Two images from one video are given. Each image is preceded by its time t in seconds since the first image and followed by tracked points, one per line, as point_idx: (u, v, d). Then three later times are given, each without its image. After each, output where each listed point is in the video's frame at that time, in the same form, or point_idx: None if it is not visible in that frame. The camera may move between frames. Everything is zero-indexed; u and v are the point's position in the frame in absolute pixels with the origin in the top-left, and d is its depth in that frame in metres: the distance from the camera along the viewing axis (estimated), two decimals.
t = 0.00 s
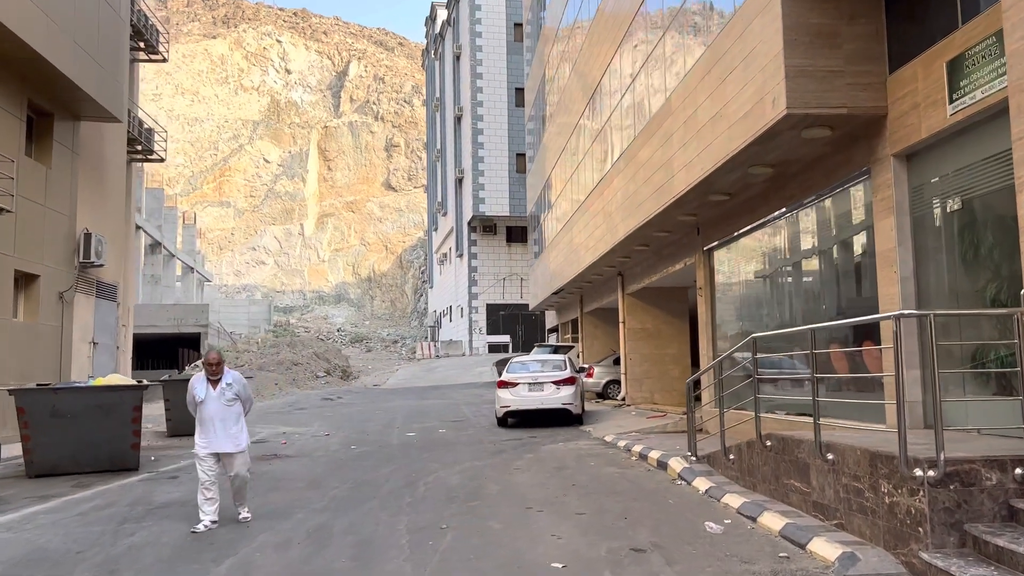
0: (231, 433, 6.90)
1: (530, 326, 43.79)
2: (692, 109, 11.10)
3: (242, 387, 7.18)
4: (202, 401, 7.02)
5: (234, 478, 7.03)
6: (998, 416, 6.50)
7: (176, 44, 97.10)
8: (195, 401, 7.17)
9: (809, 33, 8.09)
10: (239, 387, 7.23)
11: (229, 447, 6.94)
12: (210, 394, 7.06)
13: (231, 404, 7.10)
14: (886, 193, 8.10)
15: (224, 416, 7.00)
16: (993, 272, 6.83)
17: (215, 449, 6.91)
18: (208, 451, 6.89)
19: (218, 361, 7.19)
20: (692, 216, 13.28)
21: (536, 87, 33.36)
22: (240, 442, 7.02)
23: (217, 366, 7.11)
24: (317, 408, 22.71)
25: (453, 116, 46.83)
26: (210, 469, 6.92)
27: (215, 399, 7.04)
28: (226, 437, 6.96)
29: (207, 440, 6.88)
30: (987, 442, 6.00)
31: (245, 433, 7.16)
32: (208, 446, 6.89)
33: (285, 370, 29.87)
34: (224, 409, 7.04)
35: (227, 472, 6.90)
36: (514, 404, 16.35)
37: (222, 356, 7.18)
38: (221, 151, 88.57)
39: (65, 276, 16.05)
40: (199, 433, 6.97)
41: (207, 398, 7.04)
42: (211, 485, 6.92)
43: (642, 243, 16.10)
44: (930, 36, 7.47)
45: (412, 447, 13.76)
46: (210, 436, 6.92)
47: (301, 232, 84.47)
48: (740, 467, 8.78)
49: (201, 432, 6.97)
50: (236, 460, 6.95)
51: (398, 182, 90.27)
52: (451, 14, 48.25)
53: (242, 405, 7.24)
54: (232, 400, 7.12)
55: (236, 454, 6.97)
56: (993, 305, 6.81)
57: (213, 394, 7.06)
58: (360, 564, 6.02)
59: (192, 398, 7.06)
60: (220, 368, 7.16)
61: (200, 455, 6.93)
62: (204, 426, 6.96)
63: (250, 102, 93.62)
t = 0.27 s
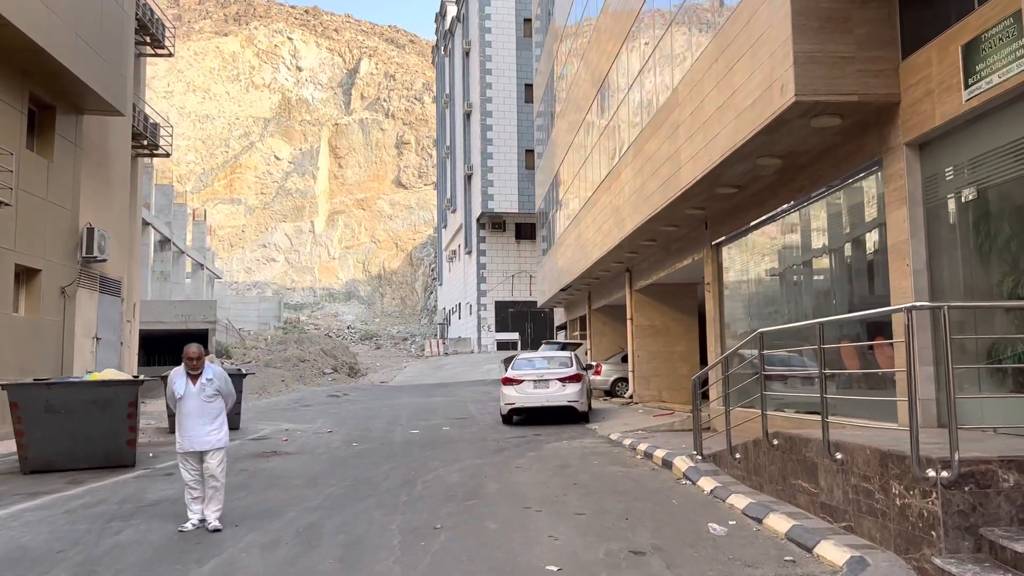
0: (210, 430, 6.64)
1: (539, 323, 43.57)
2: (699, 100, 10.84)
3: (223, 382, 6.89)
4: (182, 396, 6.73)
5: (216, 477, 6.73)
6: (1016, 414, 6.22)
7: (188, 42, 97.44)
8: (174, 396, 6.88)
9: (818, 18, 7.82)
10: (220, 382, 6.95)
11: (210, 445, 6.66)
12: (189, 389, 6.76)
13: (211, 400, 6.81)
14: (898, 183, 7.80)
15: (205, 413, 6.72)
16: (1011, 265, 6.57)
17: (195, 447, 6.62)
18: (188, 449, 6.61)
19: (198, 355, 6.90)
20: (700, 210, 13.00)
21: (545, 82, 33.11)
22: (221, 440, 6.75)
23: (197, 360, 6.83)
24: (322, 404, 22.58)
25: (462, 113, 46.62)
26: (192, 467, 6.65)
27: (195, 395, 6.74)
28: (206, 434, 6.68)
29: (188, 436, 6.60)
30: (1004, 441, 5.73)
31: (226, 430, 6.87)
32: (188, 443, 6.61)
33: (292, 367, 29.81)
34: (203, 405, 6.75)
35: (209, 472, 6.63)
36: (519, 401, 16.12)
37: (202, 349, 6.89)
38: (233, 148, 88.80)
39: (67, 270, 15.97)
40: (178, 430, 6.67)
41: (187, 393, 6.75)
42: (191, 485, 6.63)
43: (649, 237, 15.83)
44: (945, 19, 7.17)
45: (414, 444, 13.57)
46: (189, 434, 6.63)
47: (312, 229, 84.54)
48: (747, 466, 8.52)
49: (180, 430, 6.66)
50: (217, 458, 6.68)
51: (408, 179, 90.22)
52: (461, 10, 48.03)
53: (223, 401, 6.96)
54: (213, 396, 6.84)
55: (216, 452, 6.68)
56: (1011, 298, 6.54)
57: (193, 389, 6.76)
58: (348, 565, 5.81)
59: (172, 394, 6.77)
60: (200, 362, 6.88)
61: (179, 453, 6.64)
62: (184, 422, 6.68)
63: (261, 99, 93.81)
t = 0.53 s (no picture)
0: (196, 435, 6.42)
1: (545, 323, 43.42)
2: (704, 96, 10.65)
3: (210, 386, 6.66)
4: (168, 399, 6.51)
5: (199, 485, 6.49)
6: None
7: (196, 42, 97.68)
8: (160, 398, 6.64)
9: (825, 10, 7.62)
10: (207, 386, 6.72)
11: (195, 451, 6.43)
12: (176, 392, 6.55)
13: (198, 404, 6.58)
14: (907, 180, 7.59)
15: (192, 417, 6.49)
16: None
17: (178, 452, 6.39)
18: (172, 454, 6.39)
19: (186, 357, 6.67)
20: (706, 208, 12.80)
21: (551, 80, 32.94)
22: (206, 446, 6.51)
23: (185, 362, 6.60)
24: (326, 405, 22.47)
25: (469, 112, 46.46)
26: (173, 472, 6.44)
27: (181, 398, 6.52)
28: (192, 440, 6.45)
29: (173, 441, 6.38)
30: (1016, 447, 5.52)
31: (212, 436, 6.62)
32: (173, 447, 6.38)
33: (297, 367, 29.74)
34: (189, 410, 6.53)
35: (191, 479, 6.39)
36: (523, 402, 15.95)
37: (191, 351, 6.66)
38: (240, 148, 88.97)
39: (68, 270, 15.89)
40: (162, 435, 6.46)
41: (174, 396, 6.53)
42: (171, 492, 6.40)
43: (654, 236, 15.63)
44: (956, 10, 6.95)
45: (415, 446, 13.43)
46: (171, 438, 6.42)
47: (319, 229, 84.54)
48: (751, 469, 8.35)
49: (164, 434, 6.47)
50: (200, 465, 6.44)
51: (415, 179, 90.18)
52: (467, 9, 47.91)
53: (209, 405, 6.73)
54: (200, 400, 6.61)
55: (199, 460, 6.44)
56: None
57: (179, 392, 6.55)
58: (338, 572, 5.65)
59: (159, 396, 6.53)
60: (188, 365, 6.65)
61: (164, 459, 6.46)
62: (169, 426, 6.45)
63: (269, 99, 93.97)
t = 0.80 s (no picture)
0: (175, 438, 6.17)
1: (553, 321, 43.19)
2: (707, 88, 10.40)
3: (193, 386, 6.41)
4: (147, 397, 6.26)
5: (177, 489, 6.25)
6: None
7: (206, 41, 97.95)
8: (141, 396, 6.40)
9: None
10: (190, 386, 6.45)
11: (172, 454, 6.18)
12: (156, 390, 6.29)
13: (179, 404, 6.32)
14: (916, 171, 7.31)
15: (171, 418, 6.24)
16: None
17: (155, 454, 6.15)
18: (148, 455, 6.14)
19: (168, 354, 6.41)
20: (710, 203, 12.55)
21: (558, 77, 32.70)
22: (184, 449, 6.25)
23: (167, 359, 6.34)
24: (330, 403, 22.34)
25: (477, 110, 46.29)
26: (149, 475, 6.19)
27: (161, 397, 6.27)
28: (169, 441, 6.19)
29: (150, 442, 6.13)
30: None
31: (194, 437, 6.38)
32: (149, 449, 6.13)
33: (302, 365, 29.65)
34: (169, 409, 6.27)
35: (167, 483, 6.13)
36: (526, 401, 15.74)
37: (174, 348, 6.39)
38: (250, 147, 89.15)
39: (69, 267, 15.77)
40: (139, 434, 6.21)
41: (153, 394, 6.27)
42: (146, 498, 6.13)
43: (659, 232, 15.38)
44: None
45: (415, 445, 13.24)
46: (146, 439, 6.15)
47: (329, 228, 84.50)
48: (754, 471, 8.14)
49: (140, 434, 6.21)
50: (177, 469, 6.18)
51: (424, 178, 90.11)
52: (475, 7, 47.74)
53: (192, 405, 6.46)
54: (181, 399, 6.35)
55: (175, 463, 6.19)
56: None
57: (160, 390, 6.30)
58: None
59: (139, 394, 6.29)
60: (170, 362, 6.39)
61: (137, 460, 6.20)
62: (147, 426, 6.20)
63: (279, 98, 94.14)
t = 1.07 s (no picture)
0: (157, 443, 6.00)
1: (560, 322, 43.02)
2: (710, 85, 10.21)
3: (174, 390, 6.24)
4: (125, 402, 6.05)
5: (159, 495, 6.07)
6: None
7: (215, 42, 98.26)
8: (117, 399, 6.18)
9: None
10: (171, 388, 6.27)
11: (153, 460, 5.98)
12: (135, 394, 6.10)
13: (160, 409, 6.13)
14: (922, 168, 7.10)
15: (152, 424, 6.05)
16: None
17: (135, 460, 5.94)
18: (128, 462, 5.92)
19: (147, 356, 6.21)
20: (714, 203, 12.37)
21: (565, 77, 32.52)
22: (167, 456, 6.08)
23: (146, 362, 6.14)
24: (333, 405, 22.22)
25: (483, 109, 46.18)
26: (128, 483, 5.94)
27: (140, 401, 6.08)
28: (150, 448, 5.98)
29: (129, 448, 5.92)
30: None
31: (176, 442, 6.21)
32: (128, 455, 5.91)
33: (307, 366, 29.58)
34: (149, 414, 6.08)
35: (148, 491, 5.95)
36: (528, 403, 15.56)
37: (152, 349, 6.19)
38: (258, 148, 89.35)
39: (69, 267, 15.71)
40: (117, 440, 6.00)
41: (132, 399, 6.07)
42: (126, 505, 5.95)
43: (663, 232, 15.20)
44: None
45: (415, 448, 13.09)
46: (125, 444, 5.94)
47: (337, 228, 84.53)
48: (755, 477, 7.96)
49: (118, 439, 5.99)
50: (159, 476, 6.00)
51: (432, 178, 90.07)
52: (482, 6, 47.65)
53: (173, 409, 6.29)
54: (161, 403, 6.15)
55: (157, 469, 5.99)
56: None
57: (139, 394, 6.11)
58: None
59: (116, 399, 6.09)
60: (149, 364, 6.19)
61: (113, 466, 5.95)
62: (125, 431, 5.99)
63: (287, 98, 94.33)
